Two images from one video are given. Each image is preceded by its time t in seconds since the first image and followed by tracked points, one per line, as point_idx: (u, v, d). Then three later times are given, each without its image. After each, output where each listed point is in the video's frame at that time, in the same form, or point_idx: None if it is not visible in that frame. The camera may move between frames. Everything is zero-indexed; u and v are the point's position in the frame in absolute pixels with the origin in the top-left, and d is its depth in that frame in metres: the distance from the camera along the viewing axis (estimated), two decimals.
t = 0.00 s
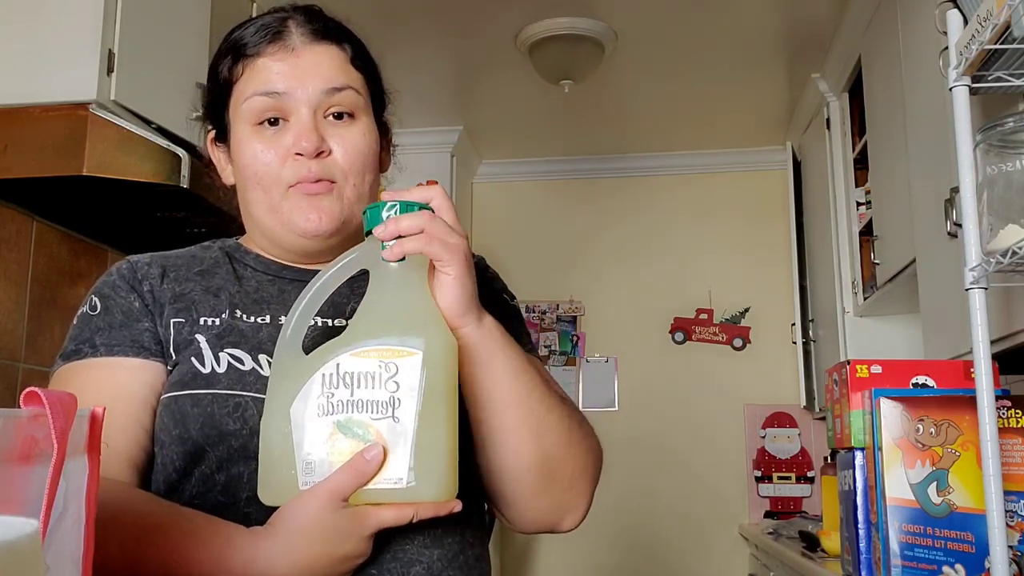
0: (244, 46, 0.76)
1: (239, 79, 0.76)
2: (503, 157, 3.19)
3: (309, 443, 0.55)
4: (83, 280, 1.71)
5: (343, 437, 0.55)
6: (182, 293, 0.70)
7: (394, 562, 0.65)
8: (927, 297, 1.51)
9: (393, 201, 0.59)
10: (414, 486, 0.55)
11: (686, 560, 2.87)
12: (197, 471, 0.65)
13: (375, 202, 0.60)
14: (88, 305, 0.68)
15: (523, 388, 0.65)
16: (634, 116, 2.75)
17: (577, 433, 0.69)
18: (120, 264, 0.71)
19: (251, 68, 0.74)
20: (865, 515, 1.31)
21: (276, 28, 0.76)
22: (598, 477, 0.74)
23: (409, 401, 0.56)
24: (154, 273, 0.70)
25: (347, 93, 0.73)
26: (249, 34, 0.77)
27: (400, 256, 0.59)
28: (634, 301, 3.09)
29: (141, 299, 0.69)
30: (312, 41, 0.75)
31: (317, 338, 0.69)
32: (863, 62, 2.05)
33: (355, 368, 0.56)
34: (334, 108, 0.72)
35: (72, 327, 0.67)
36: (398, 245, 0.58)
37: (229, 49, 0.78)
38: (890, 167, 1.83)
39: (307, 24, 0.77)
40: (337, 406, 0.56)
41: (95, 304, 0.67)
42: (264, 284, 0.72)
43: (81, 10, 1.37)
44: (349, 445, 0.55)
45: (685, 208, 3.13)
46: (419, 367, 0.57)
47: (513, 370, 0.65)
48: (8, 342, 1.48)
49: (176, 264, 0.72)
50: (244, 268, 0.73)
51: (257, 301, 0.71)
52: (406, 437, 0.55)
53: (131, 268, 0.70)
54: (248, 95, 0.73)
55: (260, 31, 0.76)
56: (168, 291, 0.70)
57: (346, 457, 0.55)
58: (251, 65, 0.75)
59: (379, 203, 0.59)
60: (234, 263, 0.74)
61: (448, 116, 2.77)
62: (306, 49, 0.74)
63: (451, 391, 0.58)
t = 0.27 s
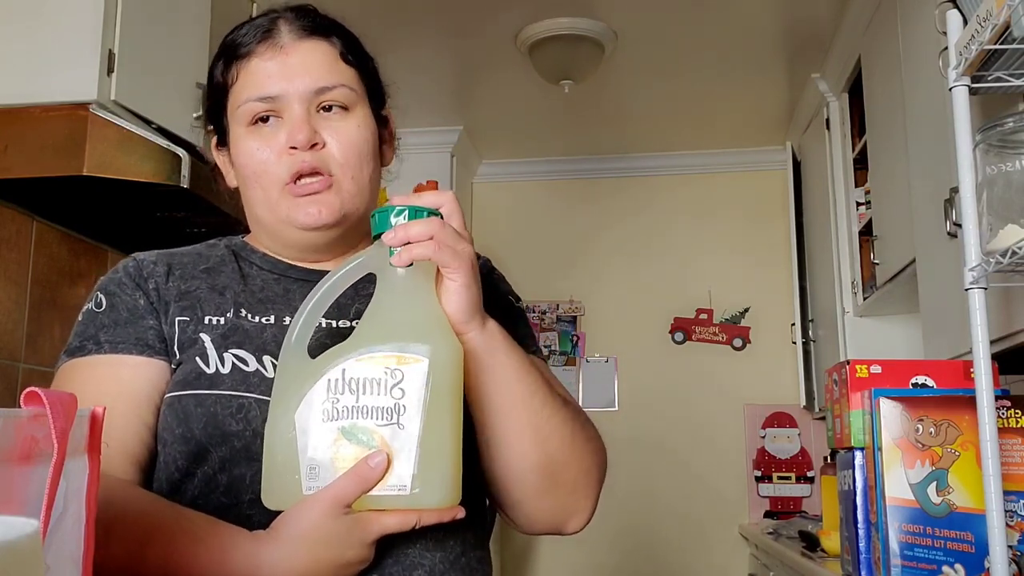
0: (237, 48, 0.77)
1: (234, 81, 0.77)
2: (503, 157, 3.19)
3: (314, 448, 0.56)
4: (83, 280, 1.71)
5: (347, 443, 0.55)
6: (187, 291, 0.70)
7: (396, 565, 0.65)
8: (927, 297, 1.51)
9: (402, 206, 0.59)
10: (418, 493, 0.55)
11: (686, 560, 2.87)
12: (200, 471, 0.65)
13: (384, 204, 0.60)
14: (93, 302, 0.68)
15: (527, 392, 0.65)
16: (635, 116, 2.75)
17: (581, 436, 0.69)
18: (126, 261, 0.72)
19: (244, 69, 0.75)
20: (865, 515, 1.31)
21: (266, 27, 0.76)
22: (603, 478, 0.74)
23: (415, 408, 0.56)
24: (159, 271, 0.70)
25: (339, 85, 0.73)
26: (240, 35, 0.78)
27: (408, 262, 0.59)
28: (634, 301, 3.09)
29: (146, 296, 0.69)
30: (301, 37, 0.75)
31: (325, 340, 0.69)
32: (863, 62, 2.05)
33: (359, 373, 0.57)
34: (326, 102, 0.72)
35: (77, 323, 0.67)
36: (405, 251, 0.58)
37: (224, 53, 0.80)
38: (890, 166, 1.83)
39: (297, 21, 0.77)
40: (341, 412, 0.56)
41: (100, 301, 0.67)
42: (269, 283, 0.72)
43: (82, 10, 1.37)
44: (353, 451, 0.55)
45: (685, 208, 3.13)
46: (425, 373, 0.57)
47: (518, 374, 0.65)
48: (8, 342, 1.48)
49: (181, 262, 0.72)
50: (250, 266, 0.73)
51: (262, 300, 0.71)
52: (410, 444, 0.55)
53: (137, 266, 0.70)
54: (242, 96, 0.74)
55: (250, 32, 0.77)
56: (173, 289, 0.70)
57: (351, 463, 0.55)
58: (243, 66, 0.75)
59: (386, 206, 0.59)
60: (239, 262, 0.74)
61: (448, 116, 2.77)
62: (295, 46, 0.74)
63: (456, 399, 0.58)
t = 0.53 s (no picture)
0: (258, 41, 0.80)
1: (254, 67, 0.78)
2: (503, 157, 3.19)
3: (309, 430, 0.55)
4: (82, 280, 1.71)
5: (340, 422, 0.55)
6: (189, 286, 0.70)
7: (396, 563, 0.65)
8: (926, 297, 1.51)
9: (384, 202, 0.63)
10: (413, 465, 0.55)
11: (686, 560, 2.87)
12: (199, 468, 0.64)
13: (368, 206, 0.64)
14: (93, 294, 0.68)
15: (523, 376, 0.65)
16: (635, 116, 2.75)
17: (585, 415, 0.69)
18: (128, 254, 0.72)
19: (266, 55, 0.77)
20: (865, 515, 1.31)
21: (289, 21, 0.79)
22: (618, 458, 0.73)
23: (406, 383, 0.56)
24: (160, 265, 0.70)
25: (359, 74, 0.75)
26: (262, 29, 0.80)
27: (393, 254, 0.62)
28: (634, 301, 3.09)
29: (147, 290, 0.69)
30: (324, 27, 0.78)
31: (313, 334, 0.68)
32: (863, 62, 2.05)
33: (350, 354, 0.56)
34: (348, 86, 0.74)
35: (77, 315, 0.67)
36: (388, 243, 0.61)
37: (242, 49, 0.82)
38: (890, 166, 1.83)
39: (317, 17, 0.80)
40: (334, 392, 0.55)
41: (100, 294, 0.67)
42: (270, 281, 0.72)
43: (82, 10, 1.37)
44: (347, 428, 0.55)
45: (685, 208, 3.13)
46: (414, 352, 0.57)
47: (511, 358, 0.65)
48: (8, 342, 1.48)
49: (183, 257, 0.72)
50: (251, 264, 0.74)
51: (262, 297, 0.71)
52: (402, 418, 0.55)
53: (138, 260, 0.70)
54: (264, 78, 0.75)
55: (272, 25, 0.80)
56: (174, 284, 0.70)
57: (345, 440, 0.55)
58: (267, 52, 0.78)
59: (369, 206, 0.62)
60: (241, 258, 0.74)
61: (448, 116, 2.77)
62: (318, 35, 0.77)
63: (444, 375, 0.58)
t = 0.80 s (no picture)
0: (274, 40, 0.80)
1: (270, 64, 0.78)
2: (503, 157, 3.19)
3: (314, 438, 0.56)
4: (83, 280, 1.71)
5: (347, 434, 0.56)
6: (191, 285, 0.70)
7: (397, 563, 0.65)
8: (926, 297, 1.51)
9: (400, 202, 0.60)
10: (417, 485, 0.55)
11: (686, 559, 2.87)
12: (197, 464, 0.64)
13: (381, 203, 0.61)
14: (96, 294, 0.68)
15: (527, 386, 0.65)
16: (635, 116, 2.75)
17: (586, 426, 0.69)
18: (130, 255, 0.71)
19: (283, 53, 0.77)
20: (865, 515, 1.31)
21: (308, 21, 0.79)
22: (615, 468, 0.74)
23: (415, 399, 0.56)
24: (163, 265, 0.70)
25: (373, 79, 0.75)
26: (280, 28, 0.80)
27: (408, 258, 0.60)
28: (634, 301, 3.09)
29: (149, 289, 0.69)
30: (342, 31, 0.78)
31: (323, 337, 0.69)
32: (863, 62, 2.05)
33: (361, 364, 0.57)
34: (361, 90, 0.74)
35: (79, 315, 0.67)
36: (405, 247, 0.59)
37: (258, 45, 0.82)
38: (890, 167, 1.83)
39: (337, 19, 0.80)
40: (341, 403, 0.56)
41: (103, 293, 0.67)
42: (272, 280, 0.72)
43: (82, 10, 1.37)
44: (353, 442, 0.55)
45: (685, 208, 3.13)
46: (424, 365, 0.57)
47: (516, 368, 0.65)
48: (8, 342, 1.48)
49: (185, 258, 0.72)
50: (253, 263, 0.74)
51: (265, 296, 0.71)
52: (409, 435, 0.56)
53: (141, 259, 0.70)
54: (279, 76, 0.75)
55: (292, 24, 0.80)
56: (176, 283, 0.70)
57: (350, 455, 0.55)
58: (283, 51, 0.78)
59: (385, 203, 0.60)
60: (243, 259, 0.74)
61: (448, 116, 2.77)
62: (336, 37, 0.77)
63: (454, 388, 0.58)
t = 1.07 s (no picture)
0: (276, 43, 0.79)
1: (267, 69, 0.78)
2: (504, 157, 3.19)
3: (321, 441, 0.56)
4: (83, 280, 1.72)
5: (354, 438, 0.56)
6: (197, 285, 0.70)
7: (399, 564, 0.65)
8: (926, 296, 1.51)
9: (415, 206, 0.60)
10: (423, 490, 0.56)
11: (686, 559, 2.87)
12: (201, 464, 0.64)
13: (396, 207, 0.61)
14: (103, 293, 0.68)
15: (535, 395, 0.65)
16: (635, 116, 2.75)
17: (590, 434, 0.69)
18: (137, 254, 0.72)
19: (278, 59, 0.77)
20: (865, 515, 1.31)
21: (308, 24, 0.78)
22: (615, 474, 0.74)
23: (423, 405, 0.57)
24: (169, 264, 0.70)
25: (365, 88, 0.74)
26: (282, 31, 0.79)
27: (421, 263, 0.59)
28: (634, 301, 3.09)
29: (155, 288, 0.69)
30: (339, 36, 0.77)
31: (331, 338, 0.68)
32: (863, 62, 2.05)
33: (370, 369, 0.57)
34: (352, 99, 0.73)
35: (86, 313, 0.67)
36: (419, 253, 0.59)
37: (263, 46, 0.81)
38: (890, 167, 1.83)
39: (338, 22, 0.79)
40: (350, 407, 0.56)
41: (110, 292, 0.67)
42: (278, 280, 0.72)
43: (82, 10, 1.37)
44: (361, 445, 0.56)
45: (685, 208, 3.13)
46: (433, 371, 0.58)
47: (524, 378, 0.65)
48: (9, 342, 1.48)
49: (191, 257, 0.72)
50: (260, 264, 0.73)
51: (270, 297, 0.71)
52: (417, 441, 0.56)
53: (147, 258, 0.70)
54: (271, 83, 0.75)
55: (291, 27, 0.79)
56: (182, 283, 0.70)
57: (357, 458, 0.56)
58: (279, 56, 0.77)
59: (400, 208, 0.60)
60: (250, 259, 0.73)
61: (448, 116, 2.77)
62: (331, 43, 0.76)
63: (462, 395, 0.58)
